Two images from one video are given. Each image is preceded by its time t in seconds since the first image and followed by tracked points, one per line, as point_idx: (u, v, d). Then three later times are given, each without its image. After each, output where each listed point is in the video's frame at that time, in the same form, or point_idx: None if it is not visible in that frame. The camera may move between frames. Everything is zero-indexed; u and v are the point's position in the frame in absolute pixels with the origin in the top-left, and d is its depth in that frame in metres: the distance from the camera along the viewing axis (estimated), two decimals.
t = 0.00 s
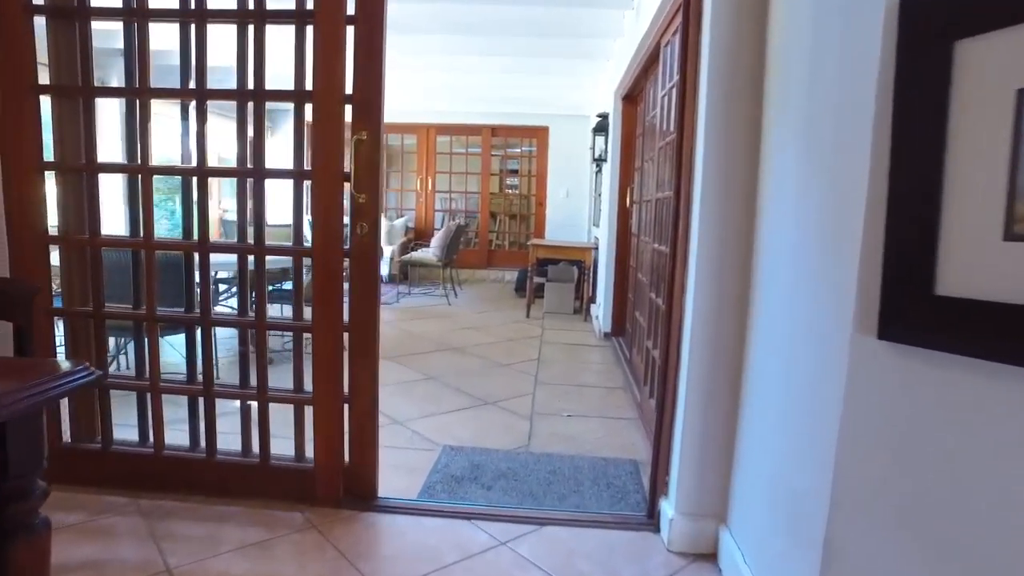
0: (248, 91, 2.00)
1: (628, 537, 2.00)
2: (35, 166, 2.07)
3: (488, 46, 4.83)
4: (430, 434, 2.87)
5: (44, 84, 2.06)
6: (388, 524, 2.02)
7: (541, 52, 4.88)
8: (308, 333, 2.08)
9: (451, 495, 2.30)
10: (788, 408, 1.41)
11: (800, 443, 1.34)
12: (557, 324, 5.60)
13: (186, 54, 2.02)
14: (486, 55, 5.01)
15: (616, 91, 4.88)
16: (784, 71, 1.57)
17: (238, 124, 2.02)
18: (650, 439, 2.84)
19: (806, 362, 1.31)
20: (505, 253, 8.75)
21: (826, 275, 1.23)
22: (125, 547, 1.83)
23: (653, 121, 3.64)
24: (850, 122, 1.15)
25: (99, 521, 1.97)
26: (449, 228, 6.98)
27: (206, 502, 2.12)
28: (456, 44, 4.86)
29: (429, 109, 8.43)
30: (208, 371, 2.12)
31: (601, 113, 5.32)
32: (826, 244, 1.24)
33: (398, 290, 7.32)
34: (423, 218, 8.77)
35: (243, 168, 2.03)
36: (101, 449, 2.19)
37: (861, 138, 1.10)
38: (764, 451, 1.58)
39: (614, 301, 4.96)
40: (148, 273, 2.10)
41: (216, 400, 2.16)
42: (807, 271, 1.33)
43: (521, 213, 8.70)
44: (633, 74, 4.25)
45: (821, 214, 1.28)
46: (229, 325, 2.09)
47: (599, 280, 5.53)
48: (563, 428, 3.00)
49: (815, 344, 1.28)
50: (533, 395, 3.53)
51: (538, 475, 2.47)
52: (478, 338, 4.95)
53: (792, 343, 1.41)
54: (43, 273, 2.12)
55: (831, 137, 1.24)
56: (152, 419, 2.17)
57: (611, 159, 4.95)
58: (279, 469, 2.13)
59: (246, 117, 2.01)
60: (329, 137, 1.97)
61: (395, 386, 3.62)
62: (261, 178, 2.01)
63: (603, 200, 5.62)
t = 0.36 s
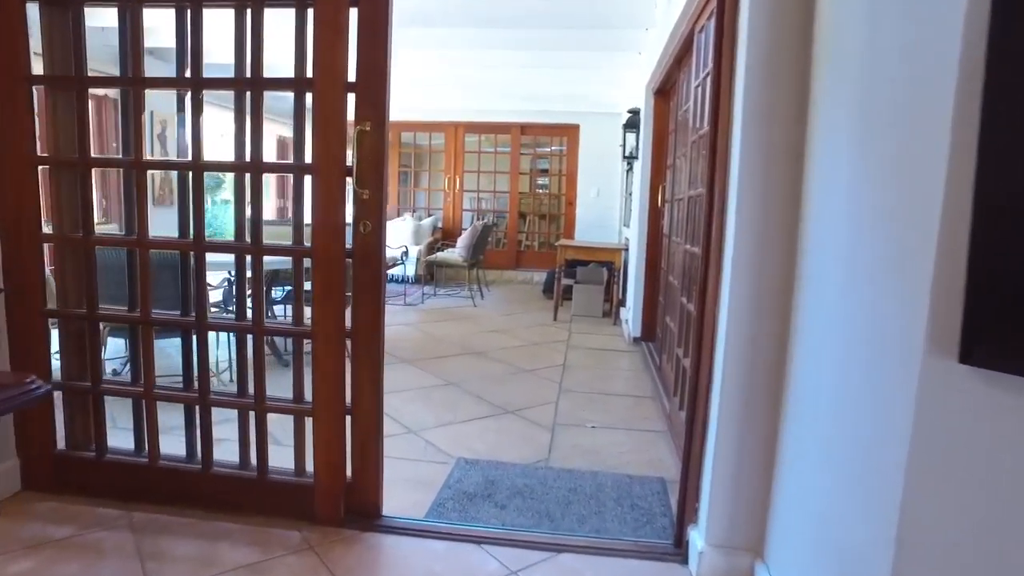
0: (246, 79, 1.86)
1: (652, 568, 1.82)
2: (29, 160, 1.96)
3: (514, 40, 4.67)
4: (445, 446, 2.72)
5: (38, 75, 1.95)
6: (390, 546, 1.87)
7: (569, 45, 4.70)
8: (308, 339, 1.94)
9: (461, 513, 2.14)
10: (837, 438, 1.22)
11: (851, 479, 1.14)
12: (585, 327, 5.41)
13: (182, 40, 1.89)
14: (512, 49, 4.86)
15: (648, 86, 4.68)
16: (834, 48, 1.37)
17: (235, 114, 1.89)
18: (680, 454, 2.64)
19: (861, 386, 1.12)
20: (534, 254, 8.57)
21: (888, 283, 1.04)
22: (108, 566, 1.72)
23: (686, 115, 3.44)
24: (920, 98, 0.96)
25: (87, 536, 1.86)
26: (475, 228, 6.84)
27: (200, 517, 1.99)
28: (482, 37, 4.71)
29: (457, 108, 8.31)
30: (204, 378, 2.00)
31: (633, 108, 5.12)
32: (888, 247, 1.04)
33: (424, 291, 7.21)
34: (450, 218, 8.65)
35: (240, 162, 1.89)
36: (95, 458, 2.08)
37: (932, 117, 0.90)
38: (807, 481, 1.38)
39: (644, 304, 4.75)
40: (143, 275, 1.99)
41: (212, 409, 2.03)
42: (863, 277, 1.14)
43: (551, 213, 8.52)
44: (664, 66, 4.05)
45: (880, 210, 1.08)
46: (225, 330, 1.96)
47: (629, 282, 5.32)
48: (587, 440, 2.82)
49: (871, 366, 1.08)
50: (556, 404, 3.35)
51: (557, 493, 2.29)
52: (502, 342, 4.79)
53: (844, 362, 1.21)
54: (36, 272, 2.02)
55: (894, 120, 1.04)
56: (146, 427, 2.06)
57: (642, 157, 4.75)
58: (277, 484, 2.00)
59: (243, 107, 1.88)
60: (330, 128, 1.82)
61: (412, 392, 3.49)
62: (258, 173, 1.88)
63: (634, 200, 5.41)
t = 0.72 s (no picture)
0: (228, 68, 1.71)
1: None
2: (4, 157, 1.84)
3: (530, 33, 4.51)
4: (449, 461, 2.56)
5: (10, 64, 1.83)
6: None
7: (588, 38, 4.52)
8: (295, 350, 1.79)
9: (461, 538, 1.98)
10: (882, 479, 1.04)
11: (899, 532, 0.96)
12: (603, 332, 5.22)
13: (162, 27, 1.75)
14: (528, 43, 4.69)
15: (670, 80, 4.48)
16: (886, 21, 1.18)
17: (217, 106, 1.75)
18: (701, 473, 2.45)
19: (914, 421, 0.94)
20: (553, 255, 8.39)
21: (953, 300, 0.85)
22: None
23: (710, 110, 3.24)
24: (1001, 73, 0.77)
25: (58, 560, 1.74)
26: (492, 228, 6.68)
27: (180, 540, 1.86)
28: (498, 30, 4.56)
29: (476, 106, 8.17)
30: (185, 390, 1.87)
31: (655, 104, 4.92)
32: (954, 256, 0.86)
33: (440, 293, 7.07)
34: (468, 218, 8.51)
35: (222, 158, 1.75)
36: (73, 473, 1.96)
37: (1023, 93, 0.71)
38: (846, 523, 1.21)
39: (665, 309, 4.55)
40: (122, 280, 1.86)
41: (194, 425, 1.89)
42: (921, 289, 0.95)
43: (571, 213, 8.33)
44: (688, 59, 3.85)
45: (946, 210, 0.90)
46: (207, 339, 1.82)
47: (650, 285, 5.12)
48: (601, 456, 2.64)
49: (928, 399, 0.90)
50: (570, 415, 3.18)
51: (566, 516, 2.12)
52: (517, 347, 4.62)
53: (893, 391, 1.03)
54: (12, 276, 1.90)
55: (966, 101, 0.85)
56: (126, 442, 1.94)
57: (664, 155, 4.55)
58: (262, 505, 1.86)
59: (226, 98, 1.73)
60: (317, 121, 1.67)
61: (420, 400, 3.34)
62: (241, 170, 1.73)
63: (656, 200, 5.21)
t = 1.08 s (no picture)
0: (200, 54, 1.56)
1: None
2: None
3: (545, 25, 4.33)
4: (451, 478, 2.40)
5: None
6: None
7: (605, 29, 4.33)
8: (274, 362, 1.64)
9: (457, 566, 1.81)
10: (946, 533, 0.88)
11: None
12: (621, 337, 5.03)
13: (130, 9, 1.62)
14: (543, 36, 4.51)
15: (692, 74, 4.27)
16: None
17: (190, 96, 1.60)
18: (721, 496, 2.26)
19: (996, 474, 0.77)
20: (571, 257, 8.20)
21: None
22: None
23: (733, 103, 3.04)
24: None
25: None
26: (507, 228, 6.51)
27: (153, 565, 1.73)
28: (513, 19, 4.40)
29: (493, 104, 8.02)
30: (157, 402, 1.73)
31: (675, 100, 4.72)
32: None
33: (455, 295, 6.93)
34: (485, 218, 8.36)
35: (195, 153, 1.60)
36: (43, 489, 1.84)
37: None
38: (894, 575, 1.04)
39: (686, 314, 4.35)
40: (91, 285, 1.72)
41: (170, 440, 1.75)
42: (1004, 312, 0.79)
43: (590, 214, 8.14)
44: (710, 50, 3.65)
45: None
46: (179, 348, 1.68)
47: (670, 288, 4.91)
48: (614, 474, 2.46)
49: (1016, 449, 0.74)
50: (582, 427, 3.00)
51: (573, 542, 1.95)
52: (530, 352, 4.45)
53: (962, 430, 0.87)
54: None
55: None
56: (97, 457, 1.81)
57: (685, 152, 4.34)
58: (241, 528, 1.72)
59: (198, 87, 1.58)
60: (296, 112, 1.51)
61: (426, 409, 3.19)
62: (215, 166, 1.58)
63: (676, 199, 5.01)
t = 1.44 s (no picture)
0: (200, 47, 1.46)
1: None
2: None
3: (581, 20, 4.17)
4: (474, 497, 2.26)
5: None
6: None
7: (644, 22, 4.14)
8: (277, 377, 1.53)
9: None
10: None
11: None
12: (660, 344, 4.83)
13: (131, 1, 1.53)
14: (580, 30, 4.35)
15: (736, 68, 4.05)
16: None
17: (191, 91, 1.50)
18: (766, 526, 2.07)
19: None
20: (610, 259, 8.00)
21: None
22: None
23: (781, 98, 2.84)
24: None
25: None
26: (543, 230, 6.36)
27: None
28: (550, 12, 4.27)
29: (530, 103, 7.89)
30: (159, 415, 1.63)
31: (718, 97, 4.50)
32: None
33: (490, 298, 6.81)
34: (522, 220, 8.22)
35: (196, 153, 1.50)
36: (48, 503, 1.76)
37: None
38: None
39: (728, 322, 4.13)
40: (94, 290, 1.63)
41: (172, 457, 1.65)
42: None
43: (630, 215, 7.93)
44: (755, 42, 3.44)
45: None
46: (181, 360, 1.58)
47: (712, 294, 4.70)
48: (649, 497, 2.30)
49: None
50: (615, 443, 2.83)
51: None
52: (564, 359, 4.29)
53: None
54: None
55: None
56: (98, 472, 1.71)
57: (728, 151, 4.12)
58: (244, 553, 1.61)
59: (198, 82, 1.48)
60: (299, 108, 1.40)
61: (452, 420, 3.06)
62: (215, 166, 1.48)
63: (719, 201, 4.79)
